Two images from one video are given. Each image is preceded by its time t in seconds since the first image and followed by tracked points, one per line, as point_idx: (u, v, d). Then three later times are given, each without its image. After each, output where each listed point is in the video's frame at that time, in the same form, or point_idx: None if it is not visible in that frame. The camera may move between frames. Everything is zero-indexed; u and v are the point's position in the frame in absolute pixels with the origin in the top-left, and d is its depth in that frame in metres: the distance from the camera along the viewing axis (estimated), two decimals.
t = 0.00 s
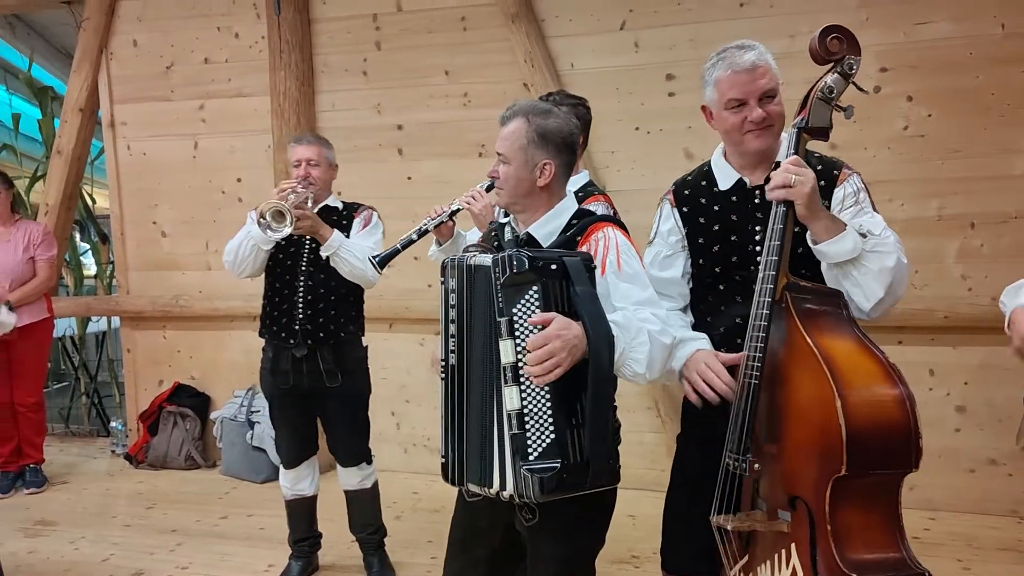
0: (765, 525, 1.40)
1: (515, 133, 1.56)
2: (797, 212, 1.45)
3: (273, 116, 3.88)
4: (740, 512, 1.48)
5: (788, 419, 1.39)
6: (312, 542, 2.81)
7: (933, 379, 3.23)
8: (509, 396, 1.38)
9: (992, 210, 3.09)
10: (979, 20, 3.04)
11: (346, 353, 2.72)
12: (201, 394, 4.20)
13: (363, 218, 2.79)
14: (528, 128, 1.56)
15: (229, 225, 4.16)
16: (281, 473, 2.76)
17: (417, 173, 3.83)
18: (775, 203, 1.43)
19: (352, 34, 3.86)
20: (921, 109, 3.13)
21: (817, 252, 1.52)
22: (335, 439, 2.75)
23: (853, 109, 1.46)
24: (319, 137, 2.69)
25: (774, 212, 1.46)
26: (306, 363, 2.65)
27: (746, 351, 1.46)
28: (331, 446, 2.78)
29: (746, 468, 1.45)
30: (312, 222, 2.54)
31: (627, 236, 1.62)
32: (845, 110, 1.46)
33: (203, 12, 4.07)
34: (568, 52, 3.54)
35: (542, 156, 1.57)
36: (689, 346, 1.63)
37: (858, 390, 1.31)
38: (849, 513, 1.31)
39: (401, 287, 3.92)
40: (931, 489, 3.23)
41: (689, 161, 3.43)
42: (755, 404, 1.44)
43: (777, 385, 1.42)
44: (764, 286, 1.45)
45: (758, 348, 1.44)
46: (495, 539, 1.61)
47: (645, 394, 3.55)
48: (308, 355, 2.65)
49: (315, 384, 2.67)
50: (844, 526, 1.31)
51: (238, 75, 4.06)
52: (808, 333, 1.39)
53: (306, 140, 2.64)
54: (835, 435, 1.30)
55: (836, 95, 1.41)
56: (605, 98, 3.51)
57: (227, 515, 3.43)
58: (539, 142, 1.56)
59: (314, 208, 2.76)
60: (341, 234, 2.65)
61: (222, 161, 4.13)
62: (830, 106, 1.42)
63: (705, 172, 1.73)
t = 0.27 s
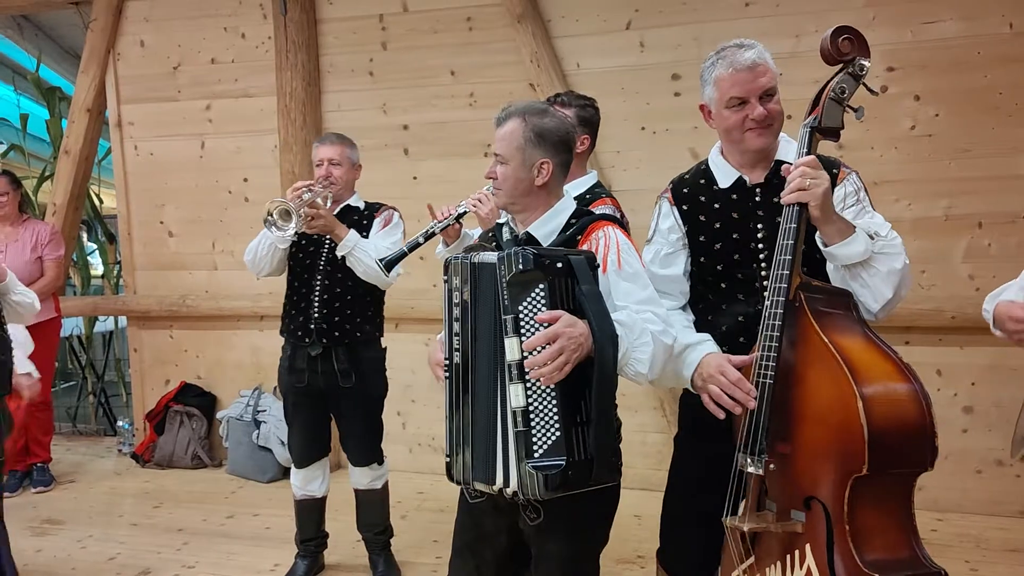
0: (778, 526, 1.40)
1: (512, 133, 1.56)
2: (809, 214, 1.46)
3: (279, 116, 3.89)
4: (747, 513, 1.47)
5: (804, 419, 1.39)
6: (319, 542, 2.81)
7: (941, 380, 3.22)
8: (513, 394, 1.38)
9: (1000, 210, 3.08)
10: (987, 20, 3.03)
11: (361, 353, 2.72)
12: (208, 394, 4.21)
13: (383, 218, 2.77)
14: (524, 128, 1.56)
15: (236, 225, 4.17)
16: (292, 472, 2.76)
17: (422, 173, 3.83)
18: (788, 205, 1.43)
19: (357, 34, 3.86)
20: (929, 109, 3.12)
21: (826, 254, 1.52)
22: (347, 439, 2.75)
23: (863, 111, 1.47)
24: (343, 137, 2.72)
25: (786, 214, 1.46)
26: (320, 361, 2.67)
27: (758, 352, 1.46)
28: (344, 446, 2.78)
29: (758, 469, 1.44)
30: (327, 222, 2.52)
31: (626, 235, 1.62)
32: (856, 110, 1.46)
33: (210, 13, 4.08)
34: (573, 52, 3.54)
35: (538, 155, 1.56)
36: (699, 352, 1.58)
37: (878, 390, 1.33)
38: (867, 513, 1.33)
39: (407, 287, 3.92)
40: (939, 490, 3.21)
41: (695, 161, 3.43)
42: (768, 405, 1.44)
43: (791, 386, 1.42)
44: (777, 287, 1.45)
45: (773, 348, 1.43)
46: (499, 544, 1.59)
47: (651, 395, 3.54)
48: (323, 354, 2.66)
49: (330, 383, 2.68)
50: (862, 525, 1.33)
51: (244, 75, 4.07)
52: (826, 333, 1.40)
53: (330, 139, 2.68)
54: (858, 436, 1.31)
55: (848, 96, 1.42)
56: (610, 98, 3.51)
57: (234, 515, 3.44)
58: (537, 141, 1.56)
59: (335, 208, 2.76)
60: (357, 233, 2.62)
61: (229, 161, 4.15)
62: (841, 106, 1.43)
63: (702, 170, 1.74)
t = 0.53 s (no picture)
0: (791, 526, 1.40)
1: (511, 134, 1.56)
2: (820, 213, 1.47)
3: (286, 116, 3.90)
4: (758, 514, 1.47)
5: (817, 419, 1.40)
6: (328, 542, 2.82)
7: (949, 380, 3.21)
8: (512, 394, 1.39)
9: (1009, 210, 3.07)
10: (996, 19, 3.02)
11: (373, 355, 2.71)
12: (215, 393, 4.23)
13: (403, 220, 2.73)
14: (523, 129, 1.57)
15: (244, 226, 4.18)
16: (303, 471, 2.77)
17: (429, 173, 3.84)
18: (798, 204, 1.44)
19: (365, 34, 3.87)
20: (937, 109, 3.11)
21: (830, 255, 1.55)
22: (357, 440, 2.76)
23: (866, 113, 1.48)
24: (369, 139, 2.74)
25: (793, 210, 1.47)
26: (331, 360, 2.68)
27: (768, 351, 1.45)
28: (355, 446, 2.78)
29: (772, 470, 1.44)
30: (341, 222, 2.54)
31: (625, 236, 1.60)
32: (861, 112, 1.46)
33: (218, 14, 4.10)
34: (581, 52, 3.54)
35: (536, 156, 1.57)
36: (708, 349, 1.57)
37: (894, 390, 1.33)
38: (881, 513, 1.33)
39: (414, 287, 3.93)
40: (947, 491, 3.20)
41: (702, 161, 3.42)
42: (781, 405, 1.44)
43: (804, 385, 1.43)
44: (785, 286, 1.44)
45: (784, 348, 1.43)
46: (502, 544, 1.60)
47: (659, 395, 3.54)
48: (334, 353, 2.68)
49: (340, 383, 2.69)
50: (878, 525, 1.33)
51: (252, 76, 4.08)
52: (838, 333, 1.40)
53: (356, 141, 2.71)
54: (876, 437, 1.31)
55: (853, 98, 1.42)
56: (618, 98, 3.51)
57: (241, 514, 3.45)
58: (536, 142, 1.56)
59: (357, 209, 2.75)
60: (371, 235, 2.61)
61: (237, 162, 4.16)
62: (846, 108, 1.43)
63: (697, 165, 1.74)
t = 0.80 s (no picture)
0: (801, 527, 1.40)
1: (510, 135, 1.56)
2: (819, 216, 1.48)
3: (292, 117, 3.91)
4: (762, 516, 1.47)
5: (827, 419, 1.41)
6: (335, 542, 2.82)
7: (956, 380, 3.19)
8: (506, 395, 1.40)
9: (1017, 209, 3.05)
10: (1003, 18, 3.01)
11: (382, 356, 2.72)
12: (221, 394, 4.23)
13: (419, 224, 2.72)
14: (521, 130, 1.57)
15: (250, 226, 4.19)
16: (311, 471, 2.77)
17: (434, 174, 3.84)
18: (797, 211, 1.44)
19: (370, 35, 3.87)
20: (944, 108, 3.10)
21: (828, 256, 1.57)
22: (365, 440, 2.76)
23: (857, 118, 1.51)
24: (389, 141, 2.74)
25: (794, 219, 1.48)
26: (341, 359, 2.69)
27: (774, 352, 1.46)
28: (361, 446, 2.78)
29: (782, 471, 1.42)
30: (355, 219, 2.54)
31: (624, 235, 1.59)
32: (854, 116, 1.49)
33: (224, 15, 4.10)
34: (586, 52, 3.54)
35: (535, 157, 1.57)
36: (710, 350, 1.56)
37: (902, 385, 1.36)
38: (893, 510, 1.35)
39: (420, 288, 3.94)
40: (955, 492, 3.19)
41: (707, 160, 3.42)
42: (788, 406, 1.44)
43: (810, 385, 1.44)
44: (789, 286, 1.46)
45: (790, 348, 1.44)
46: (504, 544, 1.60)
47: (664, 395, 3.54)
48: (343, 352, 2.68)
49: (348, 383, 2.70)
50: (890, 522, 1.34)
51: (258, 77, 4.09)
52: (844, 332, 1.43)
53: (376, 142, 2.71)
54: (891, 433, 1.34)
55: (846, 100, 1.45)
56: (623, 97, 3.51)
57: (247, 514, 3.45)
58: (534, 142, 1.56)
59: (374, 210, 2.75)
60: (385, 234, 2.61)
61: (243, 163, 4.17)
62: (841, 110, 1.46)
63: (688, 163, 1.74)
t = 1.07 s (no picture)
0: (810, 525, 1.44)
1: (514, 137, 1.57)
2: (813, 220, 1.56)
3: (301, 119, 3.92)
4: (770, 516, 1.50)
5: (833, 417, 1.44)
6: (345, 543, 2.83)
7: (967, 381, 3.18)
8: (506, 397, 1.41)
9: None
10: (1012, 17, 3.00)
11: (396, 358, 2.72)
12: (231, 395, 4.25)
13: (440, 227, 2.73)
14: (526, 132, 1.57)
15: (259, 229, 4.21)
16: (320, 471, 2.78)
17: (442, 175, 3.85)
18: (797, 213, 1.53)
19: (379, 37, 3.89)
20: (954, 108, 3.09)
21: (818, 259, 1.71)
22: (376, 442, 2.77)
23: (848, 123, 1.60)
24: (410, 146, 2.76)
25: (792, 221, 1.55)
26: (354, 361, 2.69)
27: (779, 353, 1.51)
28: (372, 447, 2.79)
29: (790, 471, 1.47)
30: (371, 216, 2.57)
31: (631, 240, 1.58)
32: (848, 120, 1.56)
33: (233, 17, 4.12)
34: (594, 53, 3.54)
35: (539, 160, 1.57)
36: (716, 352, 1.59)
37: (907, 381, 1.40)
38: (900, 506, 1.38)
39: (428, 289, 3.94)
40: (965, 493, 3.18)
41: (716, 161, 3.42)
42: (795, 406, 1.48)
43: (814, 384, 1.48)
44: (791, 287, 1.51)
45: (795, 349, 1.49)
46: (511, 545, 1.60)
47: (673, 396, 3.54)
48: (357, 353, 2.69)
49: (362, 384, 2.70)
50: (898, 518, 1.37)
51: (267, 80, 4.11)
52: (847, 332, 1.47)
53: (396, 146, 2.72)
54: (896, 428, 1.37)
55: (838, 106, 1.54)
56: (631, 98, 3.51)
57: (257, 515, 3.47)
58: (538, 145, 1.57)
59: (391, 212, 2.75)
60: (400, 234, 2.62)
61: (252, 165, 4.18)
62: (834, 115, 1.54)
63: (683, 164, 1.79)
